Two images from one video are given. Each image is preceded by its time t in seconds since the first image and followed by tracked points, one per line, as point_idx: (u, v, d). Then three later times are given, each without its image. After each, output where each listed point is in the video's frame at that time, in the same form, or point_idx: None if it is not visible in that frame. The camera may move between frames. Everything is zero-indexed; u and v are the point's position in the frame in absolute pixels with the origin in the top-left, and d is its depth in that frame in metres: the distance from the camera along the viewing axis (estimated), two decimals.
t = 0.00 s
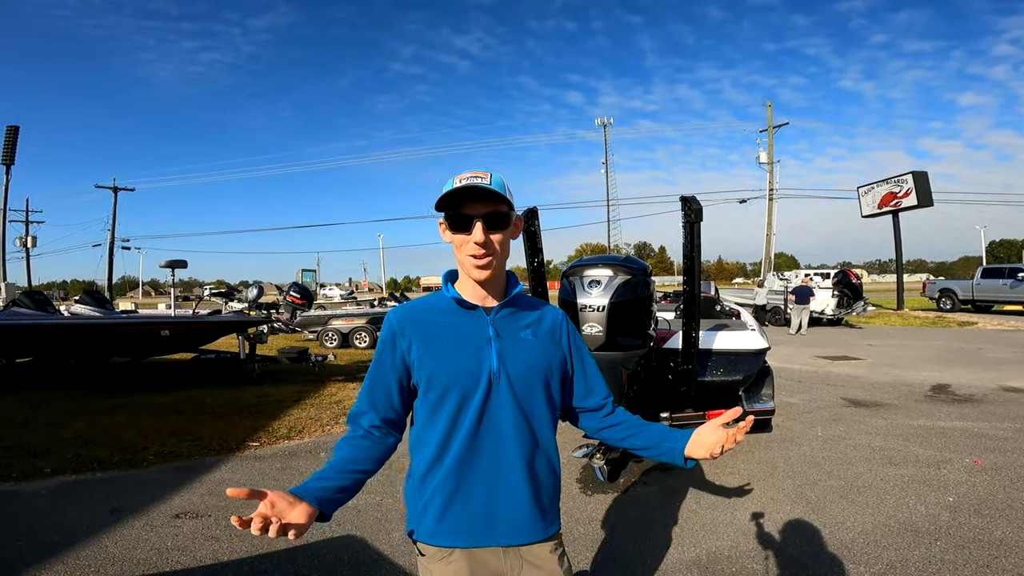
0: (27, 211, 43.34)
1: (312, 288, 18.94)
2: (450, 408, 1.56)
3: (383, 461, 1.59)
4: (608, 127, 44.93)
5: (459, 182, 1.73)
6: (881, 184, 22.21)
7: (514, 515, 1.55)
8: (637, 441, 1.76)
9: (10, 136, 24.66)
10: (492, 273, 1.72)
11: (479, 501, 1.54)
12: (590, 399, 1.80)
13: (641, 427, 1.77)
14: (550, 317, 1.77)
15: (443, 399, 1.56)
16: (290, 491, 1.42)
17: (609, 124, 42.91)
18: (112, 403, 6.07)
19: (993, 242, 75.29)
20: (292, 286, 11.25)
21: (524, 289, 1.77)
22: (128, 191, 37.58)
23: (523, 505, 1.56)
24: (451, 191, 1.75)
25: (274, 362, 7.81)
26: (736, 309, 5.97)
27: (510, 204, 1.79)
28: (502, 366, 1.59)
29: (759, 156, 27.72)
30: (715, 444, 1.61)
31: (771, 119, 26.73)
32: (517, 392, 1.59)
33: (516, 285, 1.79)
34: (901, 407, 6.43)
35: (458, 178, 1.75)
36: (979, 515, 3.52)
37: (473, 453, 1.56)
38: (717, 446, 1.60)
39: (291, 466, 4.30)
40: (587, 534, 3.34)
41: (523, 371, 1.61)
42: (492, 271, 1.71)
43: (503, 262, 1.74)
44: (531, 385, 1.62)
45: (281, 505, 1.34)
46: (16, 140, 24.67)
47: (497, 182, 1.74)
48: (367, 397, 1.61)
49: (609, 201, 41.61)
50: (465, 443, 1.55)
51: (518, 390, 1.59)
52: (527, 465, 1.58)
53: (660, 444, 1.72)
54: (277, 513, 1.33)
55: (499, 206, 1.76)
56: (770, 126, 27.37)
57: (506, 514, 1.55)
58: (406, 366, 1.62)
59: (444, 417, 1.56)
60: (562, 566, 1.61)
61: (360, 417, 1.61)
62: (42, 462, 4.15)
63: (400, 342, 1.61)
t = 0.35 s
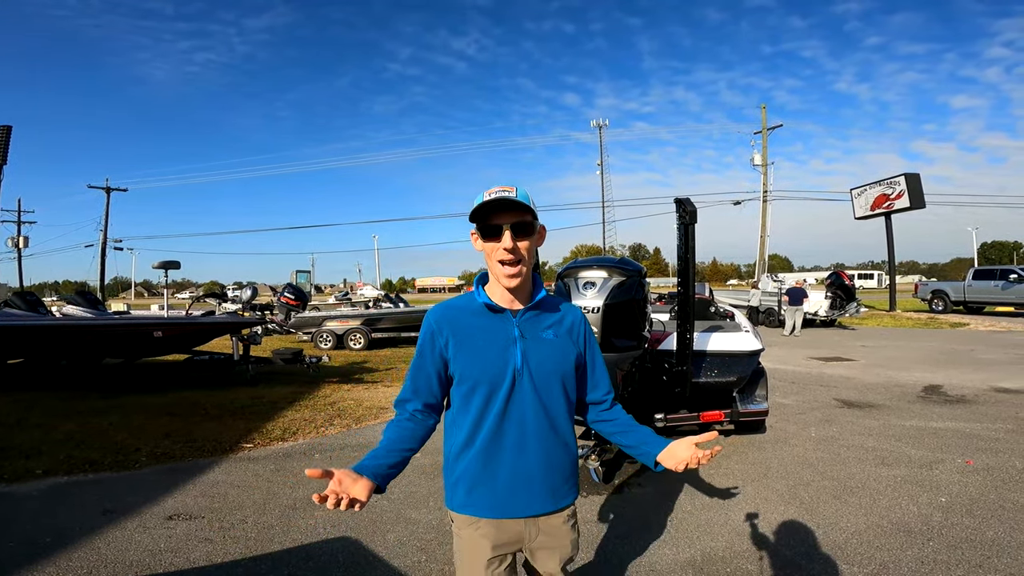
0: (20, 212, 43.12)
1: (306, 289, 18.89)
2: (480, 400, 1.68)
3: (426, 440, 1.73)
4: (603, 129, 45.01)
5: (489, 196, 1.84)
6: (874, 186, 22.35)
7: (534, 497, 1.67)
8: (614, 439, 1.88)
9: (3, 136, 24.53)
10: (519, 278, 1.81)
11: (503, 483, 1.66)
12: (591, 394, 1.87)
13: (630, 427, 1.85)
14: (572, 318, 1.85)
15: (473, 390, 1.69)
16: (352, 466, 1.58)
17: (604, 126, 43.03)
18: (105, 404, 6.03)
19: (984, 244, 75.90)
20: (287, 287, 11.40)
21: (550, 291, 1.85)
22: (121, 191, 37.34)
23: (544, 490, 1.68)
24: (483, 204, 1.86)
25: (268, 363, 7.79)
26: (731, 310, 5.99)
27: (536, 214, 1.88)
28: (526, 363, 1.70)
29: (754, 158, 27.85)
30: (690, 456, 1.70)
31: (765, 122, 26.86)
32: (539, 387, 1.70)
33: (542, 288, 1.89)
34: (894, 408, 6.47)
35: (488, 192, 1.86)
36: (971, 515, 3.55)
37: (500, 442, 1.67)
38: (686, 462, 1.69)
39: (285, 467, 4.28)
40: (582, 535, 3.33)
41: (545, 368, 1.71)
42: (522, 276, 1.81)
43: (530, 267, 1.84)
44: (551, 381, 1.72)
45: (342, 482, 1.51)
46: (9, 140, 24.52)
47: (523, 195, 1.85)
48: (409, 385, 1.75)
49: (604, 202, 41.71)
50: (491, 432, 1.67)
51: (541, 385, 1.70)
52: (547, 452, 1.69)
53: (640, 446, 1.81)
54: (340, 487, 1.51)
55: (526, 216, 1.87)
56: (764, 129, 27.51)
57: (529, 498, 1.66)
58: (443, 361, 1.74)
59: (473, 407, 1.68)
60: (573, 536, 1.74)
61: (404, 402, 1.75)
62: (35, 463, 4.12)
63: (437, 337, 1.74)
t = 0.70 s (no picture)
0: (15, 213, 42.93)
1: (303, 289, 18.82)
2: (492, 381, 1.89)
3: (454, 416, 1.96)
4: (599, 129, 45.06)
5: (509, 204, 2.02)
6: (870, 186, 22.41)
7: (541, 466, 1.87)
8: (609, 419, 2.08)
9: None
10: (531, 276, 1.97)
11: (513, 454, 1.86)
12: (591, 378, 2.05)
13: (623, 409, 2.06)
14: (575, 310, 2.04)
15: (487, 373, 1.89)
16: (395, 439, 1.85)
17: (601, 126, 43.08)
18: (100, 405, 6.00)
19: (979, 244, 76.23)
20: (284, 287, 11.46)
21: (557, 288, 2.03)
22: (116, 191, 37.19)
23: (548, 461, 1.88)
24: (503, 211, 2.03)
25: (264, 363, 7.76)
26: (727, 310, 6.00)
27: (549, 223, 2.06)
28: (532, 349, 1.90)
29: (750, 158, 27.90)
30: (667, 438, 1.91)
31: (762, 122, 26.92)
32: (544, 370, 1.90)
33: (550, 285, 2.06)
34: (889, 407, 6.49)
35: (507, 200, 2.04)
36: (967, 515, 3.56)
37: (510, 419, 1.88)
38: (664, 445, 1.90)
39: (281, 468, 4.27)
40: (579, 536, 3.32)
41: (550, 354, 1.91)
42: (532, 274, 1.98)
43: (541, 267, 2.01)
44: (555, 365, 1.92)
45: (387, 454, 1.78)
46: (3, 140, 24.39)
47: (538, 204, 2.03)
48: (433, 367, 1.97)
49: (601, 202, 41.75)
50: (503, 409, 1.88)
51: (546, 368, 1.90)
52: (552, 428, 1.90)
53: (630, 427, 2.03)
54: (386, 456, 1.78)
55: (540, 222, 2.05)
56: (761, 129, 27.56)
57: (535, 468, 1.87)
58: (461, 346, 1.94)
59: (487, 387, 1.89)
60: (574, 504, 1.94)
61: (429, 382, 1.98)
62: (28, 464, 4.09)
63: (456, 326, 1.94)
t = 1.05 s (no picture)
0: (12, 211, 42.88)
1: (301, 287, 18.77)
2: (480, 374, 2.01)
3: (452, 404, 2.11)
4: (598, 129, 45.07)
5: (502, 208, 2.13)
6: (868, 186, 22.43)
7: (527, 455, 1.98)
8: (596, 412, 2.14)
9: None
10: (521, 276, 2.10)
11: (501, 443, 1.98)
12: (576, 375, 2.13)
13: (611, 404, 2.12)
14: (562, 309, 2.13)
15: (476, 366, 2.02)
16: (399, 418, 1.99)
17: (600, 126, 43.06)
18: (95, 404, 5.98)
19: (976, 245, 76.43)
20: (282, 286, 11.29)
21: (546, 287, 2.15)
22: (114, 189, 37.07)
23: (532, 451, 1.99)
24: (496, 215, 2.15)
25: (261, 362, 7.73)
26: (725, 310, 6.00)
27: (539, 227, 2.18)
28: (518, 345, 2.01)
29: (748, 158, 27.92)
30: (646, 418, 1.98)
31: (760, 122, 26.93)
32: (530, 365, 2.01)
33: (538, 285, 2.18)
34: (887, 408, 6.49)
35: (500, 205, 2.15)
36: (964, 516, 3.56)
37: (496, 409, 2.00)
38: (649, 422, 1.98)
39: (277, 467, 4.25)
40: (575, 537, 3.31)
41: (535, 349, 2.02)
42: (522, 275, 2.10)
43: (530, 268, 2.13)
44: (541, 360, 2.02)
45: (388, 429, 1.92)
46: None
47: (528, 210, 2.14)
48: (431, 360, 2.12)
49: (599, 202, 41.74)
50: (490, 400, 2.00)
51: (532, 362, 2.01)
52: (538, 420, 2.01)
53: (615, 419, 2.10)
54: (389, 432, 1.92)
55: (530, 228, 2.15)
56: (759, 130, 27.57)
57: (520, 457, 1.99)
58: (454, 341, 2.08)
59: (476, 379, 2.01)
60: (564, 494, 2.05)
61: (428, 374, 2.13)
62: (22, 463, 4.07)
63: (450, 322, 2.08)
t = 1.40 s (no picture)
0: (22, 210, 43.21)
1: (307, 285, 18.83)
2: (448, 366, 2.11)
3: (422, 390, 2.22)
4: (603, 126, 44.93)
5: (475, 209, 2.24)
6: (876, 183, 22.24)
7: (489, 447, 2.07)
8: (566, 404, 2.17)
9: (4, 132, 24.51)
10: (492, 273, 2.18)
11: (464, 433, 2.09)
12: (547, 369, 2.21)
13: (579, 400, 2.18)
14: (533, 307, 2.19)
15: (445, 359, 2.12)
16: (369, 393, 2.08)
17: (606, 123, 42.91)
18: (103, 401, 6.01)
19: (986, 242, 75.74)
20: (288, 283, 11.33)
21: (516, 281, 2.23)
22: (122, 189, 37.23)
23: (493, 443, 2.07)
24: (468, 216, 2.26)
25: (267, 360, 7.75)
26: (731, 308, 5.96)
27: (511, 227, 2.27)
28: (485, 340, 2.10)
29: (756, 155, 27.76)
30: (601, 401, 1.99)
31: (767, 119, 26.77)
32: (495, 360, 2.09)
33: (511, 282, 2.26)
34: (895, 406, 6.44)
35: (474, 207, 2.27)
36: (973, 516, 3.52)
37: (461, 401, 2.10)
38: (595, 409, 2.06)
39: (283, 465, 4.26)
40: (581, 535, 3.29)
41: (502, 345, 2.10)
42: (493, 272, 2.18)
43: (501, 266, 2.21)
44: (506, 356, 2.10)
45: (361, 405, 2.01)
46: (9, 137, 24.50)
47: (500, 211, 2.24)
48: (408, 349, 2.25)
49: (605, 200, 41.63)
50: (456, 392, 2.10)
51: (497, 357, 2.09)
52: (501, 414, 2.09)
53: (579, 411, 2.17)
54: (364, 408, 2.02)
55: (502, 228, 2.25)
56: (767, 126, 27.40)
57: (481, 448, 2.08)
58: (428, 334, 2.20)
59: (445, 372, 2.12)
60: (530, 484, 2.09)
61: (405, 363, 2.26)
62: (31, 460, 4.09)
63: (425, 316, 2.20)
